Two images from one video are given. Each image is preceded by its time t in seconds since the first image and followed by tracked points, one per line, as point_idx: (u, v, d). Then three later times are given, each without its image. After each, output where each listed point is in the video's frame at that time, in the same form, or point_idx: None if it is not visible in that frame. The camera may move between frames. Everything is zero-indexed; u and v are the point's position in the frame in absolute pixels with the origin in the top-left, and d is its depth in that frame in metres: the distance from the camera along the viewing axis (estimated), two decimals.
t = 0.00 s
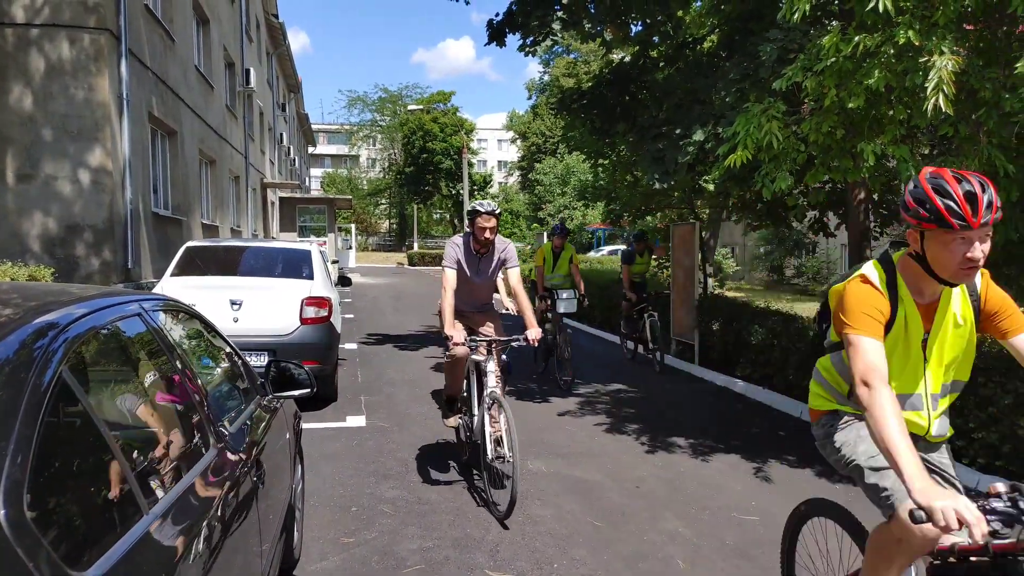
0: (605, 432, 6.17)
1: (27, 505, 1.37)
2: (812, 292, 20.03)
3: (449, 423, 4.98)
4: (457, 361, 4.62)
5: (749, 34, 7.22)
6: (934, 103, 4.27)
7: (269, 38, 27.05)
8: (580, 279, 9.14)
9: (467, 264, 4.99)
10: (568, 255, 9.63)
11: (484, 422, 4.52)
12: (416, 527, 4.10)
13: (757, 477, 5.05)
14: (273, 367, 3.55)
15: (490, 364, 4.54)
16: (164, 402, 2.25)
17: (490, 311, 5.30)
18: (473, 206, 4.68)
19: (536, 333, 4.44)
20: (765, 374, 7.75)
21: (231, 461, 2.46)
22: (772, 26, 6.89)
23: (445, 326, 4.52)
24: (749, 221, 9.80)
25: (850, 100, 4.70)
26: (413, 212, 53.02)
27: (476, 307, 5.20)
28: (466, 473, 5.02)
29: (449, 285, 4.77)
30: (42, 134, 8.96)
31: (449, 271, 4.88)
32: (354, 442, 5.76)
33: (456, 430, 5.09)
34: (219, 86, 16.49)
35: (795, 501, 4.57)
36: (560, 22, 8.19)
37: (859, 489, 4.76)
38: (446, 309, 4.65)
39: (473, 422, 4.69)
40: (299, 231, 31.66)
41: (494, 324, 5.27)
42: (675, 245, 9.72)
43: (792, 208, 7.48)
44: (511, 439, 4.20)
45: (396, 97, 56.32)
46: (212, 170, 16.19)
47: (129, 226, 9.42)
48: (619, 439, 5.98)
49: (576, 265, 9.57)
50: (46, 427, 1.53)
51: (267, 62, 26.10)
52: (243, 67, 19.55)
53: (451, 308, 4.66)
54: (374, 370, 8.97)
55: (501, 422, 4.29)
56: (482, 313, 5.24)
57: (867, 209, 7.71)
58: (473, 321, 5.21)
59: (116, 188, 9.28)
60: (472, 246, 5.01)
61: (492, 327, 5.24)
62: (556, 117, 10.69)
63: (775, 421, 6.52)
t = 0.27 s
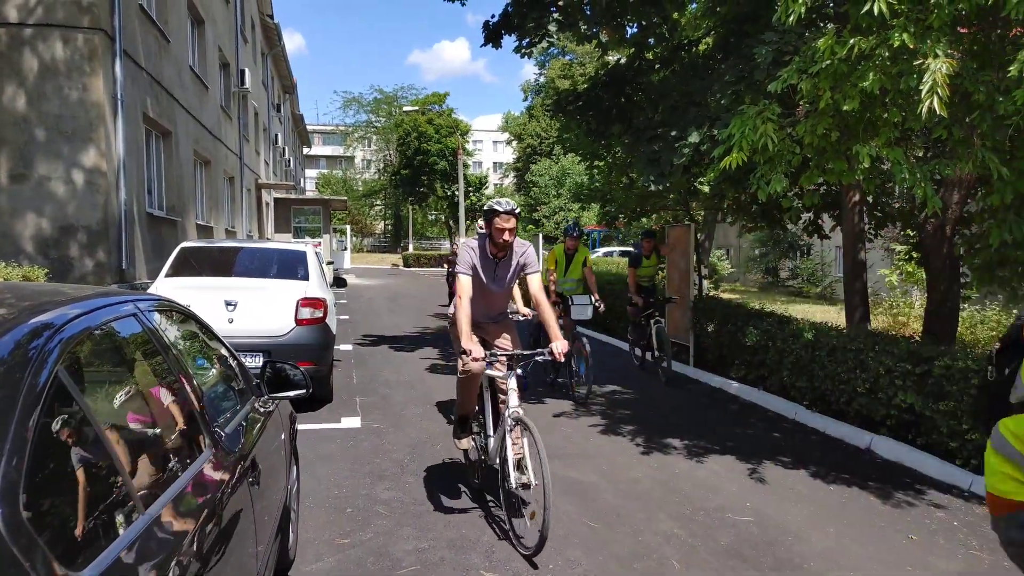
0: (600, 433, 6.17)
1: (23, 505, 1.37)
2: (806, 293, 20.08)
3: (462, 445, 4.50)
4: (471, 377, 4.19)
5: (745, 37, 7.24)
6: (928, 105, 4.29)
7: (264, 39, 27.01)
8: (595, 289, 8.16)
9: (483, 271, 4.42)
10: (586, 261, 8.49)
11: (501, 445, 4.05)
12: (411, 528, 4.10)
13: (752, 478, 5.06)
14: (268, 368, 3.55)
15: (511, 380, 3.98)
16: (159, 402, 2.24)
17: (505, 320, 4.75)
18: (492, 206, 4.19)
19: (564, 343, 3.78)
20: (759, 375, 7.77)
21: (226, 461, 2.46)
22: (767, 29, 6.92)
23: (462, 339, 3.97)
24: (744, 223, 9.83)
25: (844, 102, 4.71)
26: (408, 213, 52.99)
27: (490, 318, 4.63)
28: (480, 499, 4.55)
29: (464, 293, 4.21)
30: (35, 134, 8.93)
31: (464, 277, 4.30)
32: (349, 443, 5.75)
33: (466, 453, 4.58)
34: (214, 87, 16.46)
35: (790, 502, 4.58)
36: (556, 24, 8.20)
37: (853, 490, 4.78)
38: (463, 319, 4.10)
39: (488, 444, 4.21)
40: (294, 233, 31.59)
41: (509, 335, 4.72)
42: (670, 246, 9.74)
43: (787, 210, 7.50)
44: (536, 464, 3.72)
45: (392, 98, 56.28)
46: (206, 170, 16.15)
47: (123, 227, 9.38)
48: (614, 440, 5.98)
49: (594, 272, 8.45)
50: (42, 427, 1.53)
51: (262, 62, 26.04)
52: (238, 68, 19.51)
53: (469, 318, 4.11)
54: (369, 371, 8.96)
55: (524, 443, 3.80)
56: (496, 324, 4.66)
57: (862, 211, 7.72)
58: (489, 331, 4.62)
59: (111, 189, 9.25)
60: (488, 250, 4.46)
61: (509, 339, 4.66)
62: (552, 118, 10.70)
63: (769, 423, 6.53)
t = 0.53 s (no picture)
0: (597, 431, 6.17)
1: (20, 507, 1.37)
2: (801, 290, 20.11)
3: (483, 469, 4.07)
4: (493, 395, 3.71)
5: (738, 35, 7.25)
6: (921, 102, 4.31)
7: (256, 40, 26.94)
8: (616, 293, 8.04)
9: (506, 274, 3.90)
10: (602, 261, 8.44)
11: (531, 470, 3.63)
12: (409, 528, 4.09)
13: (748, 475, 5.07)
14: (265, 369, 3.54)
15: (540, 400, 3.47)
16: (156, 403, 2.24)
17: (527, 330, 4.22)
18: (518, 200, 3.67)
19: (601, 356, 3.34)
20: (755, 372, 7.78)
21: (224, 462, 2.45)
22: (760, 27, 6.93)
23: (485, 356, 3.45)
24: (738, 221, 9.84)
25: (838, 99, 4.73)
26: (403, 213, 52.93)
27: (512, 325, 4.13)
28: (503, 528, 4.11)
29: (485, 300, 3.74)
30: (27, 136, 8.89)
31: (485, 281, 3.81)
32: (346, 444, 5.75)
33: (485, 477, 4.17)
34: (207, 87, 16.41)
35: (786, 499, 4.59)
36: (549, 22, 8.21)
37: (849, 486, 4.80)
38: (484, 330, 3.61)
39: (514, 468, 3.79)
40: (288, 234, 31.52)
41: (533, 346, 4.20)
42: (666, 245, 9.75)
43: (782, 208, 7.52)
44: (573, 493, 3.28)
45: (386, 98, 56.20)
46: (200, 171, 16.10)
47: (116, 229, 9.35)
48: (611, 439, 5.99)
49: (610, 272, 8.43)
50: (38, 429, 1.52)
51: (255, 63, 25.97)
52: (231, 68, 19.46)
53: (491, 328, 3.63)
54: (365, 372, 8.95)
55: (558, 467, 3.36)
56: (519, 332, 4.16)
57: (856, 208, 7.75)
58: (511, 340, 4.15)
59: (104, 190, 9.22)
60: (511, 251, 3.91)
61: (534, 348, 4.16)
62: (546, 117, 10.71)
63: (765, 420, 6.55)
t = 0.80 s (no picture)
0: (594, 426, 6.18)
1: (14, 503, 1.35)
2: (797, 287, 20.13)
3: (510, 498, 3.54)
4: (526, 413, 3.24)
5: (736, 31, 7.24)
6: (920, 98, 4.31)
7: (253, 34, 26.84)
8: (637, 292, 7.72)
9: (537, 274, 3.41)
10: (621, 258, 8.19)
11: (568, 500, 3.13)
12: (406, 523, 4.09)
13: (745, 470, 5.07)
14: (262, 363, 3.52)
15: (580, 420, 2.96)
16: (152, 398, 2.23)
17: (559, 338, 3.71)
18: (553, 190, 3.17)
19: (652, 368, 2.84)
20: (752, 369, 7.79)
21: (221, 458, 2.43)
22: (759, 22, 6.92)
23: (516, 373, 2.97)
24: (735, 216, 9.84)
25: (837, 95, 4.72)
26: (399, 208, 52.85)
27: (542, 332, 3.62)
28: (533, 565, 3.59)
29: (515, 306, 3.25)
30: (21, 129, 8.84)
31: (514, 283, 3.32)
32: (343, 439, 5.74)
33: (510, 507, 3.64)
34: (202, 81, 16.34)
35: (783, 494, 4.60)
36: (547, 17, 8.19)
37: (846, 482, 4.80)
38: (514, 342, 3.13)
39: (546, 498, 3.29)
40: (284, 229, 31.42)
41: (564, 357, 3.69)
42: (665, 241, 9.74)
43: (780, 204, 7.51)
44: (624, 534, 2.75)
45: (383, 93, 56.04)
46: (195, 166, 16.04)
47: (111, 223, 9.30)
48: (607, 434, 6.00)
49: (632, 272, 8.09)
50: (33, 425, 1.51)
51: (251, 57, 25.85)
52: (227, 62, 19.36)
53: (521, 339, 3.15)
54: (361, 367, 8.94)
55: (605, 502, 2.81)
56: (551, 340, 3.67)
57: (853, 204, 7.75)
58: (541, 349, 3.65)
59: (99, 184, 9.17)
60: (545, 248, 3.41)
61: (568, 358, 3.67)
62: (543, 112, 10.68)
63: (763, 415, 6.55)
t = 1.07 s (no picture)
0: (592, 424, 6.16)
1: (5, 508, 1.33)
2: (793, 283, 20.15)
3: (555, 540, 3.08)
4: (570, 444, 2.81)
5: (733, 27, 7.23)
6: (919, 93, 4.30)
7: (248, 31, 26.74)
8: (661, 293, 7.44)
9: (583, 278, 2.84)
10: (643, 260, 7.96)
11: (622, 550, 2.66)
12: (404, 522, 4.07)
13: (744, 467, 5.06)
14: (258, 363, 3.49)
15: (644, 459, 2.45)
16: (146, 398, 2.19)
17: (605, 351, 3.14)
18: (605, 177, 2.63)
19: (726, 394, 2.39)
20: (750, 365, 7.78)
21: (217, 458, 2.41)
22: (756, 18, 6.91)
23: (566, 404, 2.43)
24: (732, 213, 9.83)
25: (835, 90, 4.70)
26: (395, 206, 52.76)
27: (587, 346, 3.05)
28: None
29: (559, 317, 2.69)
30: (15, 128, 8.78)
31: (557, 288, 2.76)
32: (340, 438, 5.71)
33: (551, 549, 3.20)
34: (197, 79, 16.27)
35: (782, 491, 4.59)
36: (544, 13, 8.16)
37: (845, 479, 4.80)
38: (562, 361, 2.57)
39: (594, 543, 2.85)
40: (280, 227, 31.32)
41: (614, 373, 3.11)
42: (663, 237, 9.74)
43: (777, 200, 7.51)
44: None
45: (379, 91, 55.91)
46: (191, 164, 15.97)
47: (107, 222, 9.25)
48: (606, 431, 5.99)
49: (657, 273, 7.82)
50: (26, 427, 1.48)
51: (246, 55, 25.75)
52: (222, 60, 19.28)
53: (570, 356, 2.59)
54: (358, 366, 8.91)
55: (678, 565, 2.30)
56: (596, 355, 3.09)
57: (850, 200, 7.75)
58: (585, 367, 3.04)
59: (93, 183, 9.11)
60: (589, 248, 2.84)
61: (616, 376, 3.06)
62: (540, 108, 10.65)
63: (761, 412, 6.55)
